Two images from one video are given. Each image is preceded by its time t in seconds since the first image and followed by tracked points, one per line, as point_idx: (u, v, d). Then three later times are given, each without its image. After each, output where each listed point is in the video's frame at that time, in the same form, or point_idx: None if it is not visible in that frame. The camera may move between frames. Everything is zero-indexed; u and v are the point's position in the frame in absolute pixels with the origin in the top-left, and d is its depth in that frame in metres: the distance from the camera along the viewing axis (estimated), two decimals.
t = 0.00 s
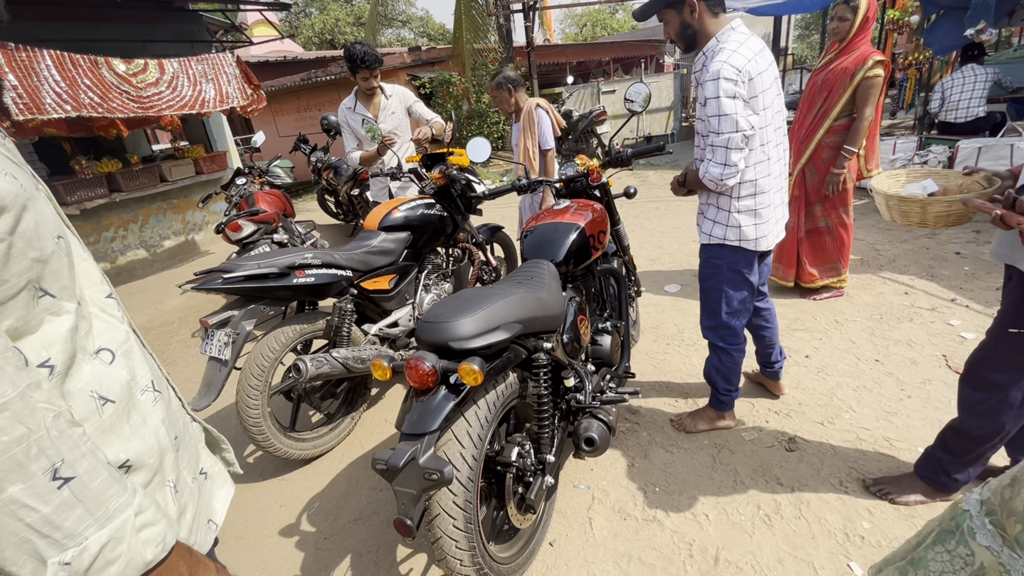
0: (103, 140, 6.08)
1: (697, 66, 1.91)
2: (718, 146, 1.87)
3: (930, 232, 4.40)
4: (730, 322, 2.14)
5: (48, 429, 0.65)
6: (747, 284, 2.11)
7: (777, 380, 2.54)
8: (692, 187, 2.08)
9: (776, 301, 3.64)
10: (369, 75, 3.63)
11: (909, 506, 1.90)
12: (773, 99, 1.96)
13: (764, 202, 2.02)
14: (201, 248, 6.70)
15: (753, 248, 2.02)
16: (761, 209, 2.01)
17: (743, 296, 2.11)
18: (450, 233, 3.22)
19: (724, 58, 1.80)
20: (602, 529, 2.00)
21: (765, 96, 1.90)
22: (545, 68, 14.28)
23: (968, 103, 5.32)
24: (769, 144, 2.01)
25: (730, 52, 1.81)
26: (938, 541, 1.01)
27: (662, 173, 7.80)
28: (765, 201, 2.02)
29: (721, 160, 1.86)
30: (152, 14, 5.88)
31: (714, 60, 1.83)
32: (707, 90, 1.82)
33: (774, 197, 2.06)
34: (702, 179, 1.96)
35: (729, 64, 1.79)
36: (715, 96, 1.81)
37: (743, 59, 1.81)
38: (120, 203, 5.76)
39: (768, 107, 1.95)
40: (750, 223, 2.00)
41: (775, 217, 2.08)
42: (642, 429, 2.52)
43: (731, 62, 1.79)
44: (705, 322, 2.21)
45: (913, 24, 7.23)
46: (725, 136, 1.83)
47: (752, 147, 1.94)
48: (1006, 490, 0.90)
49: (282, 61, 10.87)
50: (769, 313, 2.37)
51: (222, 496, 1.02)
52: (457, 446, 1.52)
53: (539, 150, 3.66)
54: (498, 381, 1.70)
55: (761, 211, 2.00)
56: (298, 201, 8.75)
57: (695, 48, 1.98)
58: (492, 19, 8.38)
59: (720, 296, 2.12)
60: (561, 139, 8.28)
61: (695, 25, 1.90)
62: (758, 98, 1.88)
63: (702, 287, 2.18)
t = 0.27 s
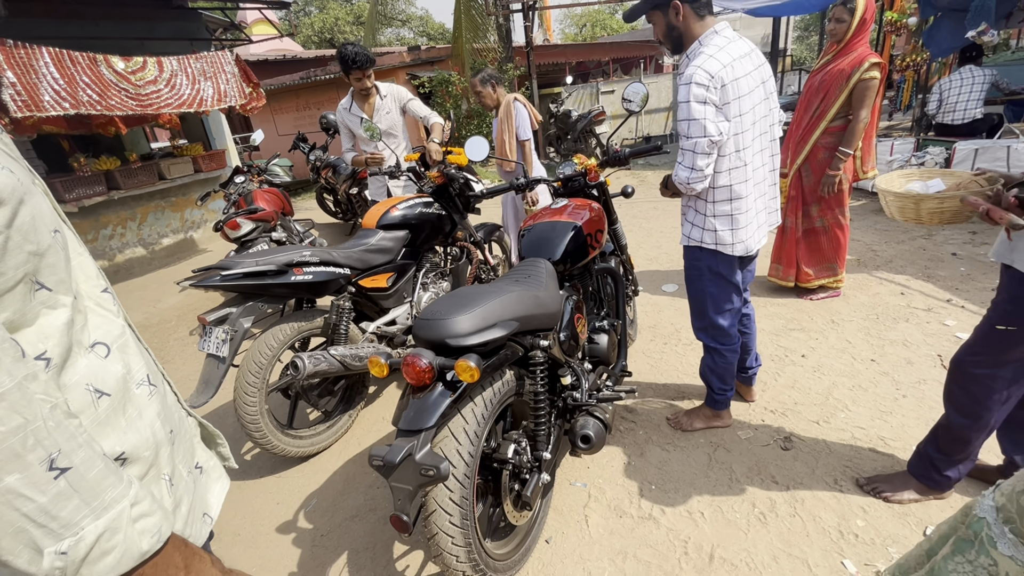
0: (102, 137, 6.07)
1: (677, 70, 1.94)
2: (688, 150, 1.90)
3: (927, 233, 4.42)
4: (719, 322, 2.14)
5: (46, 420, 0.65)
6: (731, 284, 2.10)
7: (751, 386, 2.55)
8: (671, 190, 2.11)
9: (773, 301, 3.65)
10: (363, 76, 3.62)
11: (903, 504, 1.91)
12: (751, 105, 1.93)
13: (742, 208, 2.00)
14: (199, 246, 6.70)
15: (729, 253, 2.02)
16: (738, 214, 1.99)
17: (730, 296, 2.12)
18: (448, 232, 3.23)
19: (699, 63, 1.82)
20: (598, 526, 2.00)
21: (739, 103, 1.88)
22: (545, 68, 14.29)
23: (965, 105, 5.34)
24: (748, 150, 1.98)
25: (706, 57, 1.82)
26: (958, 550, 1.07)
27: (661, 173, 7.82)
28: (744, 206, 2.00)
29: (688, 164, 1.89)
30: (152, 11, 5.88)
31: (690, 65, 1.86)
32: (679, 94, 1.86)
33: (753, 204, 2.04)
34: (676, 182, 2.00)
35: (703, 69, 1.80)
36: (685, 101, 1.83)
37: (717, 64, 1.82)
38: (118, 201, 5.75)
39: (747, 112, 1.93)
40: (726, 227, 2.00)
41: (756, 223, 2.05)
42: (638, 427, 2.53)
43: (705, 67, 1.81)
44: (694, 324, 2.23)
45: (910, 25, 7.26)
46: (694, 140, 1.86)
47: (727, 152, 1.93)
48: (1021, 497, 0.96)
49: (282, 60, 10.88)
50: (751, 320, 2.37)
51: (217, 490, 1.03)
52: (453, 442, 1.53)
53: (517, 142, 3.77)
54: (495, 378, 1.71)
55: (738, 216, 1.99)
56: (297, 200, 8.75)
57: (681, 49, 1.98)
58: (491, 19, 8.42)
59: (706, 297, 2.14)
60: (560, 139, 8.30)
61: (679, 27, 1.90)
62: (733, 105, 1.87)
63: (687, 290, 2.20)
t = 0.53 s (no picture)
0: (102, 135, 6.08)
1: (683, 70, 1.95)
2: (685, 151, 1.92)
3: (925, 237, 4.43)
4: (717, 323, 2.15)
5: (35, 419, 0.65)
6: (727, 285, 2.11)
7: (741, 389, 2.56)
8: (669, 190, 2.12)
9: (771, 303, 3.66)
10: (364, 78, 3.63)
11: (897, 507, 1.92)
12: (753, 110, 1.94)
13: (738, 212, 2.00)
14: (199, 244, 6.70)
15: (722, 256, 2.03)
16: (733, 217, 2.00)
17: (727, 297, 2.12)
18: (447, 232, 3.24)
19: (703, 64, 1.83)
20: (595, 527, 2.01)
21: (742, 107, 1.88)
22: (545, 69, 14.29)
23: (964, 110, 5.35)
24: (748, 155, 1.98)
25: (710, 59, 1.83)
26: (953, 552, 1.05)
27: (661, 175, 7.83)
28: (739, 210, 2.00)
29: (683, 164, 1.91)
30: (153, 10, 5.88)
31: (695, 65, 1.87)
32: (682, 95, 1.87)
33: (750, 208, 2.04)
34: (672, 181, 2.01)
35: (707, 71, 1.81)
36: (687, 102, 1.85)
37: (723, 67, 1.82)
38: (117, 199, 5.76)
39: (749, 117, 1.93)
40: (721, 230, 2.01)
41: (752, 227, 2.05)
42: (635, 429, 2.54)
43: (709, 69, 1.81)
44: (693, 326, 2.23)
45: (910, 29, 7.28)
46: (691, 141, 1.87)
47: (723, 155, 1.94)
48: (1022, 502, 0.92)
49: (283, 59, 10.90)
50: (745, 322, 2.33)
51: (213, 489, 1.03)
52: (450, 442, 1.53)
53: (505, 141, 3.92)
54: (492, 379, 1.71)
55: (734, 219, 2.00)
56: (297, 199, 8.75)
57: (690, 49, 1.99)
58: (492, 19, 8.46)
59: (703, 298, 2.15)
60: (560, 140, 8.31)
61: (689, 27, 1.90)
62: (735, 108, 1.88)
63: (685, 291, 2.21)
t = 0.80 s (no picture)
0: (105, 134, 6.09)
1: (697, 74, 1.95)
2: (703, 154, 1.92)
3: (926, 243, 4.44)
4: (721, 326, 2.15)
5: (38, 425, 0.66)
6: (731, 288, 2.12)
7: (741, 394, 2.57)
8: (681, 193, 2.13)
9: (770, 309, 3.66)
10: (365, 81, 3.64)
11: (894, 514, 1.92)
12: (768, 115, 1.95)
13: (750, 216, 2.01)
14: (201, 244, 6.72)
15: (733, 259, 2.04)
16: (745, 221, 2.01)
17: (730, 301, 2.13)
18: (449, 234, 3.25)
19: (720, 69, 1.83)
20: (593, 531, 2.02)
21: (758, 111, 1.90)
22: (548, 71, 14.31)
23: (961, 119, 5.37)
24: (762, 159, 1.99)
25: (727, 64, 1.83)
26: (949, 570, 1.02)
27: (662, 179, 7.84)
28: (752, 214, 2.02)
29: (701, 167, 1.91)
30: (157, 10, 5.91)
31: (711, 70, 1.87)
32: (699, 99, 1.87)
33: (764, 212, 2.05)
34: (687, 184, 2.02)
35: (725, 75, 1.82)
36: (705, 105, 1.85)
37: (740, 72, 1.83)
38: (120, 198, 5.77)
39: (765, 122, 1.95)
40: (732, 233, 2.02)
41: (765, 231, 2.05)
42: (634, 433, 2.54)
43: (726, 74, 1.82)
44: (697, 329, 2.24)
45: (912, 36, 7.28)
46: (708, 144, 1.88)
47: (739, 159, 1.95)
48: (1016, 518, 0.92)
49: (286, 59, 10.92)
50: (748, 328, 2.32)
51: (213, 493, 1.04)
52: (450, 446, 1.54)
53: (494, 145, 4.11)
54: (492, 383, 1.72)
55: (745, 223, 2.01)
56: (299, 199, 8.77)
57: (705, 53, 1.99)
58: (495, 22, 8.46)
59: (707, 301, 2.16)
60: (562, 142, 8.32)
61: (705, 32, 1.91)
62: (750, 113, 1.89)
63: (689, 293, 2.22)
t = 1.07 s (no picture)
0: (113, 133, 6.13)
1: (714, 76, 1.95)
2: (723, 154, 1.91)
3: (932, 250, 4.42)
4: (731, 329, 2.15)
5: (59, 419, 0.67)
6: (743, 290, 2.13)
7: (747, 399, 2.57)
8: (698, 195, 2.11)
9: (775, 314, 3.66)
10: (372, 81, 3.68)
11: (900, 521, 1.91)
12: (786, 118, 1.96)
13: (766, 218, 2.02)
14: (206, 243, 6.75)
15: (748, 261, 2.04)
16: (760, 223, 2.01)
17: (741, 304, 2.13)
18: (455, 236, 3.26)
19: (741, 70, 1.83)
20: (597, 534, 2.02)
21: (777, 114, 1.91)
22: (553, 75, 14.35)
23: (965, 129, 5.35)
24: (778, 162, 2.00)
25: (748, 66, 1.83)
26: None
27: (667, 183, 7.84)
28: (767, 216, 2.02)
29: (722, 168, 1.90)
30: (167, 10, 5.95)
31: (731, 71, 1.87)
32: (719, 100, 1.87)
33: (779, 215, 2.05)
34: (705, 185, 2.00)
35: (745, 77, 1.82)
36: (727, 106, 1.84)
37: (760, 74, 1.84)
38: (127, 196, 5.81)
39: (783, 124, 1.96)
40: (748, 236, 2.02)
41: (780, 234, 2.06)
42: (638, 437, 2.54)
43: (746, 76, 1.82)
44: (706, 332, 2.23)
45: (919, 43, 7.28)
46: (729, 145, 1.87)
47: (758, 161, 1.95)
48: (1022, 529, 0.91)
49: (293, 60, 10.98)
50: (757, 332, 2.33)
51: (225, 490, 1.04)
52: (456, 446, 1.54)
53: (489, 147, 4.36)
54: (498, 385, 1.73)
55: (760, 225, 2.02)
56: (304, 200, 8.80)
57: (721, 55, 1.98)
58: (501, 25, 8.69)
59: (718, 304, 2.16)
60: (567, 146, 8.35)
61: (725, 33, 1.90)
62: (769, 116, 1.90)
63: (700, 296, 2.22)
